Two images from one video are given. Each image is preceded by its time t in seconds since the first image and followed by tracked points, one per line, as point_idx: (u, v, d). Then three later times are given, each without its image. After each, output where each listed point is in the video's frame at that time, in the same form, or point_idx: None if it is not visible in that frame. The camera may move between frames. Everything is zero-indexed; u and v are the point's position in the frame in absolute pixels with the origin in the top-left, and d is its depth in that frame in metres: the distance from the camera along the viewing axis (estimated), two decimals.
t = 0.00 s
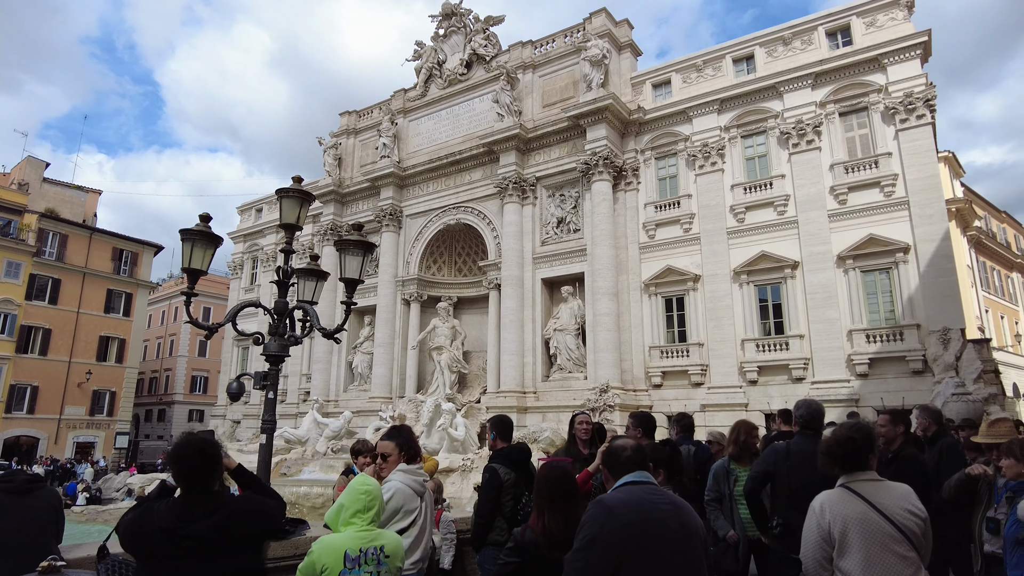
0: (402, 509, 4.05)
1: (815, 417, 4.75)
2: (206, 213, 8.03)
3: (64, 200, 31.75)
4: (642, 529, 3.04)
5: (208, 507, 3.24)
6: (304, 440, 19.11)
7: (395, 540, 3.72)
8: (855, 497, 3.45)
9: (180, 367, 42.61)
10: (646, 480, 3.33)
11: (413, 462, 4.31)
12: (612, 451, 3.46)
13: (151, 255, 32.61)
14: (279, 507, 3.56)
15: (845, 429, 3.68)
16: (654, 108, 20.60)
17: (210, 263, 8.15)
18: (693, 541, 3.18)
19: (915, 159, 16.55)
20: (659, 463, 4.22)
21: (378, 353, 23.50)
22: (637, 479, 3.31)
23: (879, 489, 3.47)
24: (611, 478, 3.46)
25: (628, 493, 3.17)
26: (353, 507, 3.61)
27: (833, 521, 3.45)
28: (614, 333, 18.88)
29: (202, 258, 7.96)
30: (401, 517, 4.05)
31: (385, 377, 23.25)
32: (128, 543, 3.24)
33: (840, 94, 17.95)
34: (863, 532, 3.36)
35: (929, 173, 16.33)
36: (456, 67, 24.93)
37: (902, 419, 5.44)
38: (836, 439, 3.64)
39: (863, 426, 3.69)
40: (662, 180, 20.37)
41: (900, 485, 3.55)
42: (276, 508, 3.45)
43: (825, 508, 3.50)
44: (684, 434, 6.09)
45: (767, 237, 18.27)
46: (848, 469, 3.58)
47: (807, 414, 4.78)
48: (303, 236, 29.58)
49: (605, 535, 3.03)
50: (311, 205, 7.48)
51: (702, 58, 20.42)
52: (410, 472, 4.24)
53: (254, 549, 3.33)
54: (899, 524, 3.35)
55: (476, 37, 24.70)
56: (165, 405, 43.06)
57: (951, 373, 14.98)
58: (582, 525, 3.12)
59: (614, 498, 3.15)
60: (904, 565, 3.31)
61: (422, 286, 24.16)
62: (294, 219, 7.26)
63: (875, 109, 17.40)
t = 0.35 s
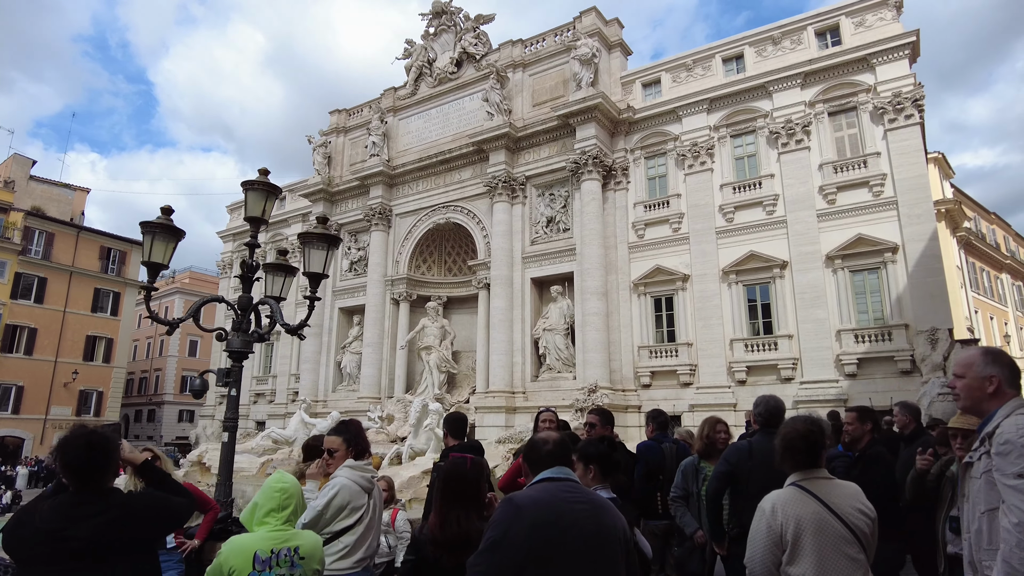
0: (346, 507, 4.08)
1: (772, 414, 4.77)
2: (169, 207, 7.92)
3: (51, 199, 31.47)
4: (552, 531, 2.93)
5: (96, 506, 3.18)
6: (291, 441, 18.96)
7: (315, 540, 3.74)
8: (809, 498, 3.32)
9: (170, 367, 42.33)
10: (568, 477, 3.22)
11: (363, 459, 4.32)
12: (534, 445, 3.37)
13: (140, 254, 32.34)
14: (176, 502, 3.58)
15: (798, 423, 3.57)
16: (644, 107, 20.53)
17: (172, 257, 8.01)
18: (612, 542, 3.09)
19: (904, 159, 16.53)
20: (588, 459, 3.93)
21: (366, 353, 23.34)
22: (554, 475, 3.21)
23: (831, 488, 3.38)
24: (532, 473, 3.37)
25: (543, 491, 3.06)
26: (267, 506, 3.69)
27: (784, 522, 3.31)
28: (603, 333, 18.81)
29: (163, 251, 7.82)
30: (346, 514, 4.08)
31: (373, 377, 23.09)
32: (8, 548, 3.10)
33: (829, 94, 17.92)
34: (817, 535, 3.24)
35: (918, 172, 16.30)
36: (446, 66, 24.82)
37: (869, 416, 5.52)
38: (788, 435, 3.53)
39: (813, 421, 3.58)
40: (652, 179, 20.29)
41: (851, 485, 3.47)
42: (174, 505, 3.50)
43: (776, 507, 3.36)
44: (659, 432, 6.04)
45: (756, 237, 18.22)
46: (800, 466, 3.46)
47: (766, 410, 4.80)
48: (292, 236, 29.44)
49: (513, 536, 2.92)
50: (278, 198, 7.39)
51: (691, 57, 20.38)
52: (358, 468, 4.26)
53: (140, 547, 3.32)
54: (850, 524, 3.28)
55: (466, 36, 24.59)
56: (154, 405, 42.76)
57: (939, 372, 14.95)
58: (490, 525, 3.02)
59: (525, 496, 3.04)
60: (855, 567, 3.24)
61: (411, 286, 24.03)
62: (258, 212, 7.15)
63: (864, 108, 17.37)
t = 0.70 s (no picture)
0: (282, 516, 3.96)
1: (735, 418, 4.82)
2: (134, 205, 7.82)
3: (46, 200, 31.36)
4: (458, 551, 2.74)
5: None
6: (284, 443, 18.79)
7: (229, 553, 3.73)
8: (779, 515, 3.02)
9: (166, 369, 42.22)
10: (490, 492, 3.08)
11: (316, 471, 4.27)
12: (462, 455, 3.21)
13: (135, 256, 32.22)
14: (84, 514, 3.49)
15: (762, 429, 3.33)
16: (639, 108, 20.41)
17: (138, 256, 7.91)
18: (530, 566, 2.94)
19: (900, 159, 16.40)
20: (527, 467, 3.65)
21: (361, 355, 23.21)
22: (474, 490, 3.07)
23: (799, 504, 3.12)
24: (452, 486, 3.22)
25: (458, 507, 2.92)
26: (175, 520, 3.68)
27: (756, 539, 2.96)
28: (598, 334, 18.68)
29: (129, 251, 7.71)
30: (288, 523, 3.96)
31: (368, 379, 22.95)
32: None
33: (826, 93, 17.80)
34: (789, 553, 2.94)
35: (915, 173, 16.18)
36: (442, 66, 24.73)
37: (847, 422, 5.28)
38: (751, 439, 3.28)
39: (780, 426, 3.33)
40: (647, 180, 20.16)
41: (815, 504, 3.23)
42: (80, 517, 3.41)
43: (745, 525, 3.00)
44: (638, 436, 5.84)
45: (751, 238, 18.09)
46: (769, 476, 3.19)
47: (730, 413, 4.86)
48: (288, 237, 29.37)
49: (416, 555, 2.74)
50: (248, 196, 7.38)
51: (686, 57, 20.27)
52: (307, 475, 4.15)
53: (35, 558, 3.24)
54: (816, 541, 3.07)
55: (461, 36, 24.50)
56: (151, 408, 42.63)
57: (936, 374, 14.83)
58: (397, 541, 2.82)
59: (438, 513, 2.87)
60: None
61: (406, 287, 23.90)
62: (228, 210, 7.17)
63: (860, 108, 17.25)
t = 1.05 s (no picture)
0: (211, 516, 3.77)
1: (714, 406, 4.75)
2: (101, 194, 7.74)
3: (46, 198, 31.27)
4: (361, 562, 2.52)
5: None
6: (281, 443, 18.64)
7: (131, 563, 3.58)
8: (759, 523, 2.79)
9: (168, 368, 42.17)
10: (402, 497, 2.87)
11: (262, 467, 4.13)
12: (377, 455, 3.00)
13: (135, 255, 32.17)
14: None
15: (734, 429, 3.04)
16: (639, 105, 20.22)
17: (106, 247, 7.83)
18: None
19: (904, 156, 16.19)
20: (470, 469, 3.50)
21: (359, 355, 23.07)
22: (385, 494, 2.85)
23: (775, 510, 2.91)
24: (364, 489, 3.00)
25: (364, 512, 2.69)
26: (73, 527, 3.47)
27: (736, 555, 2.70)
28: (597, 333, 18.50)
29: (95, 241, 7.64)
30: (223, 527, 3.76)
31: (366, 379, 22.80)
32: None
33: (828, 90, 17.58)
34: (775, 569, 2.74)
35: (918, 170, 15.96)
36: (441, 63, 24.56)
37: (838, 420, 5.12)
38: (730, 441, 3.02)
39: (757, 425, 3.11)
40: (647, 178, 19.97)
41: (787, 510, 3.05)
42: None
43: (723, 536, 2.74)
44: (611, 435, 5.70)
45: (753, 236, 17.88)
46: (746, 481, 2.97)
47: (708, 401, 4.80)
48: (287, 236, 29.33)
49: (314, 567, 2.50)
50: (222, 185, 7.29)
51: (687, 54, 20.09)
52: (242, 478, 4.00)
53: None
54: (798, 554, 2.87)
55: (461, 34, 24.34)
56: (152, 408, 42.53)
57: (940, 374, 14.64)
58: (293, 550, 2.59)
59: (340, 519, 2.65)
60: None
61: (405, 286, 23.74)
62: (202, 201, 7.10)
63: (862, 104, 17.04)
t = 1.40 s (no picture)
0: (114, 522, 3.78)
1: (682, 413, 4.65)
2: (61, 191, 7.69)
3: (44, 199, 31.18)
4: None
5: None
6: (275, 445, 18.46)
7: None
8: (712, 553, 2.36)
9: (167, 370, 42.11)
10: (249, 523, 2.51)
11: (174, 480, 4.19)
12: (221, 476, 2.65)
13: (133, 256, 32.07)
14: None
15: (678, 437, 2.64)
16: (637, 105, 20.04)
17: (66, 245, 7.74)
18: None
19: (904, 155, 15.99)
20: (368, 484, 2.96)
21: (356, 356, 22.92)
22: (228, 520, 2.49)
23: (725, 533, 2.51)
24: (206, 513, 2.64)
25: (192, 546, 2.29)
26: None
27: None
28: (594, 335, 18.33)
29: (53, 238, 7.57)
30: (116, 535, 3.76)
31: (363, 381, 22.65)
32: None
33: (827, 89, 17.40)
34: None
35: (919, 169, 15.76)
36: (439, 64, 24.42)
37: (819, 427, 4.90)
38: (673, 451, 2.61)
39: (704, 432, 2.71)
40: (646, 178, 19.79)
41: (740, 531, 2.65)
42: None
43: (667, 568, 2.30)
44: (572, 442, 5.50)
45: (751, 237, 17.68)
46: (696, 500, 2.55)
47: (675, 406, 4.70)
48: (285, 237, 29.22)
49: None
50: (190, 181, 7.18)
51: (686, 53, 19.91)
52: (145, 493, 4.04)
53: None
54: None
55: (458, 34, 24.20)
56: (151, 409, 42.44)
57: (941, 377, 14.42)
58: None
59: (160, 555, 2.25)
60: None
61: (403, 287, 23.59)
62: (166, 196, 6.96)
63: (862, 103, 16.84)
